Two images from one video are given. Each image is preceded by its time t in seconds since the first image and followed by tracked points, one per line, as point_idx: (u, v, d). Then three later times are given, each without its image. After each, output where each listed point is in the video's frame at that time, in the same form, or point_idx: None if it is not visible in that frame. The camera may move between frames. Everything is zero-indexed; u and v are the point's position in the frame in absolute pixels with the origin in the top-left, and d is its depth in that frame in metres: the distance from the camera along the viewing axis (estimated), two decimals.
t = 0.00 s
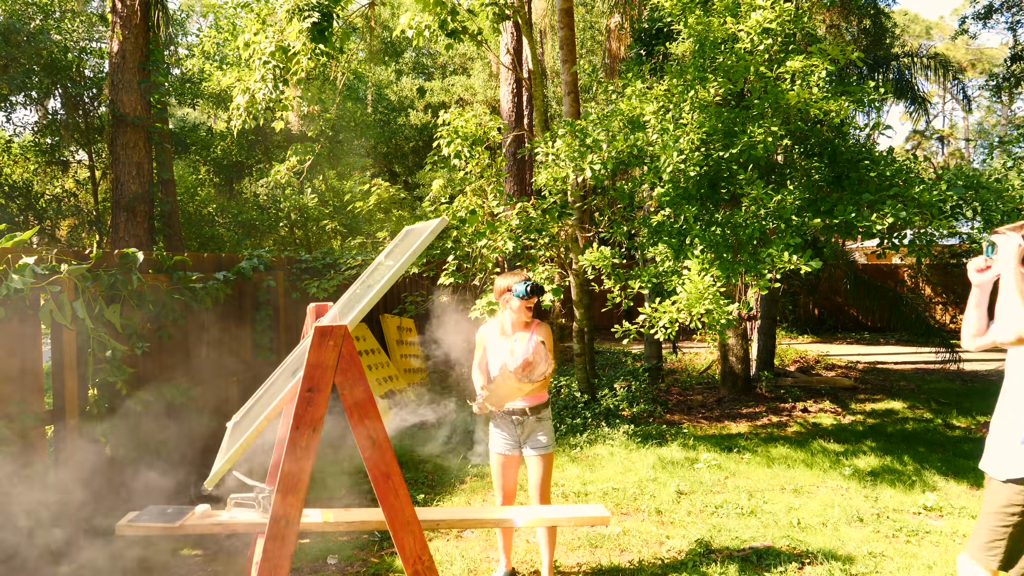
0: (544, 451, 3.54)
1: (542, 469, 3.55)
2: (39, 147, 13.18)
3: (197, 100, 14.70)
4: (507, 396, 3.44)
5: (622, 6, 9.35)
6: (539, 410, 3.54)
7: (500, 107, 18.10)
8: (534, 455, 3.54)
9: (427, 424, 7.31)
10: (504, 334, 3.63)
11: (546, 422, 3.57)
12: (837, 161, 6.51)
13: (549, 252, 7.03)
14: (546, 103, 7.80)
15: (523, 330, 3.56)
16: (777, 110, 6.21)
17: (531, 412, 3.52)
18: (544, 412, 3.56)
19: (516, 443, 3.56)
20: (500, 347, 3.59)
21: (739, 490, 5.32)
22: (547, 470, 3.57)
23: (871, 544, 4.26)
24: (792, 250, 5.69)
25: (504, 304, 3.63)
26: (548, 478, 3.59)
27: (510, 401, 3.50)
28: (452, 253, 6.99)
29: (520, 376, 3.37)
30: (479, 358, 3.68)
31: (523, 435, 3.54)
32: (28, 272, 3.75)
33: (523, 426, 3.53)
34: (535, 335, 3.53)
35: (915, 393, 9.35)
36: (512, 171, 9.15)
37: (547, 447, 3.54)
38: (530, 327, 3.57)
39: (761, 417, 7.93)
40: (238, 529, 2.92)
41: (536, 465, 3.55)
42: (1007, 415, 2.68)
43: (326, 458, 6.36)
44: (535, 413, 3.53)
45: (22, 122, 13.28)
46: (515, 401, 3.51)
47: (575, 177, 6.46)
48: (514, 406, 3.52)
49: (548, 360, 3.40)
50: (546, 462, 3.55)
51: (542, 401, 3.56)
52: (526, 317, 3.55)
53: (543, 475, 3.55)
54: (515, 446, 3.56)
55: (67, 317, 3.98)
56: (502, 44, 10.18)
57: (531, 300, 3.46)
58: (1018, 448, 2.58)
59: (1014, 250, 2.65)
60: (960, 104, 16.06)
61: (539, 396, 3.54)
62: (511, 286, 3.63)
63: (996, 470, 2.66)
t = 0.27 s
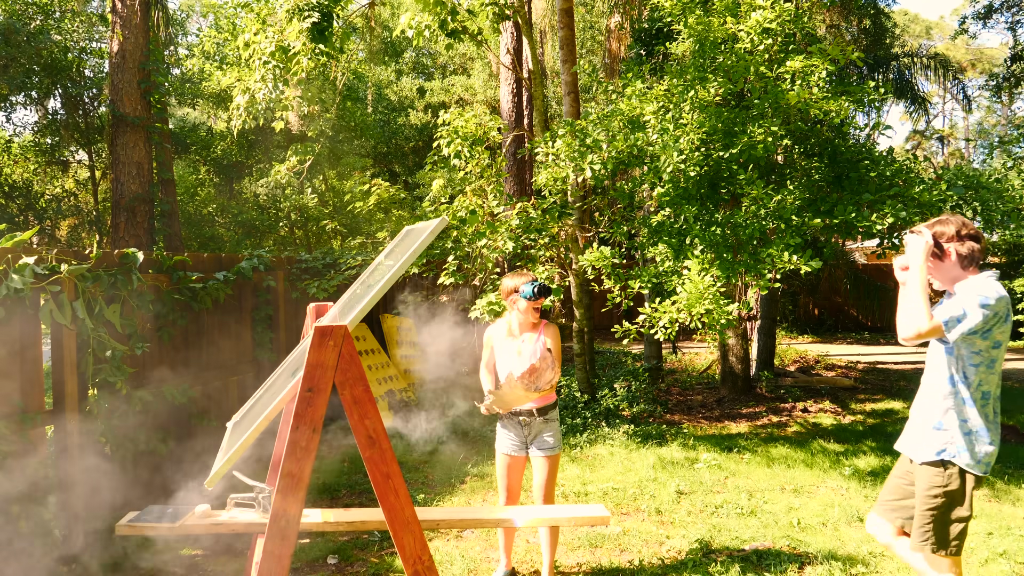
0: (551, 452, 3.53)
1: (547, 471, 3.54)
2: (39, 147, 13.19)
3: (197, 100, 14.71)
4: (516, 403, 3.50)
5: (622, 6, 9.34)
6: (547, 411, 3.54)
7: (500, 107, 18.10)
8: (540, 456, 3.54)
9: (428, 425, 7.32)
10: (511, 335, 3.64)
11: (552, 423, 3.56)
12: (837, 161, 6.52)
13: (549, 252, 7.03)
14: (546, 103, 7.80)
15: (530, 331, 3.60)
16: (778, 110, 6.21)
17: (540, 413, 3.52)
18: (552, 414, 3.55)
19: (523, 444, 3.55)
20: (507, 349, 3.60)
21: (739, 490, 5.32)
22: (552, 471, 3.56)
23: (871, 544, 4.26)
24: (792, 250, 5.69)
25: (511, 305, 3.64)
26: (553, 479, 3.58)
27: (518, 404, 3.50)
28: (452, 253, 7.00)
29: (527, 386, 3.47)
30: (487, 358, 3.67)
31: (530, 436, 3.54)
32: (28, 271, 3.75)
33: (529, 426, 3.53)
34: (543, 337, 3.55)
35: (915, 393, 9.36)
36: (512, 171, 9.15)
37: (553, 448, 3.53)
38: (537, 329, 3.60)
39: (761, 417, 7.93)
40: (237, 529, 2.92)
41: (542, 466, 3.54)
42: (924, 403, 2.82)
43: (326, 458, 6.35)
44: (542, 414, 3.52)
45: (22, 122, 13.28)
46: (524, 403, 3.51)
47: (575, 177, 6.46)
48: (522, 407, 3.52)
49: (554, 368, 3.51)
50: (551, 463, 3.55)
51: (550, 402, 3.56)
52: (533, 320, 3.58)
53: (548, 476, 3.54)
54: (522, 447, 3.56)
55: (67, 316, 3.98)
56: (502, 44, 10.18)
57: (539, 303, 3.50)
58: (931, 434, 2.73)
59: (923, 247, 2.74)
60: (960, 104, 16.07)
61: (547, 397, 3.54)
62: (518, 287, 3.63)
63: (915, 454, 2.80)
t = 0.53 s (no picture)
0: (557, 454, 3.53)
1: (551, 473, 3.54)
2: (39, 147, 13.20)
3: (197, 100, 14.72)
4: (524, 404, 3.43)
5: (622, 5, 9.33)
6: (555, 412, 3.53)
7: (500, 107, 18.09)
8: (547, 457, 3.54)
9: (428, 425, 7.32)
10: (519, 335, 3.65)
11: (559, 425, 3.56)
12: (837, 161, 6.52)
13: (549, 252, 7.03)
14: (546, 103, 7.80)
15: (538, 332, 3.61)
16: (778, 110, 6.21)
17: (547, 414, 3.51)
18: (560, 415, 3.55)
19: (529, 445, 3.56)
20: (516, 351, 3.61)
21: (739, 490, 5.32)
22: (557, 472, 3.56)
23: (871, 544, 4.25)
24: (792, 250, 5.69)
25: (519, 306, 3.64)
26: (557, 480, 3.58)
27: (527, 405, 3.44)
28: (452, 253, 7.01)
29: (538, 387, 3.40)
30: (494, 358, 3.71)
31: (537, 437, 3.54)
32: (28, 271, 3.76)
33: (535, 428, 3.52)
34: (551, 338, 3.56)
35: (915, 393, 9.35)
36: (511, 171, 9.14)
37: (559, 449, 3.53)
38: (546, 329, 3.61)
39: (761, 417, 7.93)
40: (237, 529, 2.91)
41: (547, 468, 3.54)
42: (865, 397, 2.98)
43: (326, 458, 6.35)
44: (548, 415, 3.51)
45: (22, 122, 13.29)
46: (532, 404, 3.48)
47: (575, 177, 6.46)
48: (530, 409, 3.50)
49: (565, 368, 3.46)
50: (556, 465, 3.54)
51: (557, 403, 3.54)
52: (541, 321, 3.59)
53: (552, 478, 3.54)
54: (528, 448, 3.56)
55: (67, 316, 3.98)
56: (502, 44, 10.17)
57: (547, 303, 3.49)
58: (876, 427, 2.89)
59: (854, 255, 2.90)
60: (961, 103, 16.07)
61: (555, 398, 3.52)
62: (527, 287, 3.63)
63: (861, 446, 2.95)
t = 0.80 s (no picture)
0: (562, 454, 3.53)
1: (555, 474, 3.54)
2: (39, 147, 13.20)
3: (197, 100, 14.72)
4: (533, 405, 3.47)
5: (623, 6, 9.33)
6: (561, 412, 3.53)
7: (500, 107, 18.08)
8: (552, 458, 3.54)
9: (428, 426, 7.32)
10: (525, 336, 3.65)
11: (565, 425, 3.56)
12: (837, 161, 6.52)
13: (549, 252, 7.03)
14: (546, 103, 7.80)
15: (544, 332, 3.62)
16: (778, 110, 6.21)
17: (553, 415, 3.51)
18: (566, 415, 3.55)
19: (534, 446, 3.55)
20: (522, 352, 3.61)
21: (739, 490, 5.32)
22: (561, 473, 3.56)
23: (872, 544, 4.25)
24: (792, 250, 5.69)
25: (525, 306, 3.64)
26: (561, 481, 3.58)
27: (534, 406, 3.47)
28: (452, 253, 7.01)
29: (547, 388, 3.43)
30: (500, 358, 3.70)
31: (542, 437, 3.53)
32: (28, 271, 3.76)
33: (541, 428, 3.52)
34: (556, 339, 3.57)
35: (915, 393, 9.35)
36: (512, 171, 9.14)
37: (564, 450, 3.53)
38: (552, 330, 3.61)
39: (761, 417, 7.93)
40: (237, 529, 2.91)
41: (551, 468, 3.54)
42: (805, 386, 2.96)
43: (326, 458, 6.35)
44: (554, 416, 3.52)
45: (22, 122, 13.29)
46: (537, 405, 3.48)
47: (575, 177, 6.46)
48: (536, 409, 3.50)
49: (575, 370, 3.47)
50: (560, 465, 3.54)
51: (563, 403, 3.55)
52: (547, 322, 3.60)
53: (556, 479, 3.54)
54: (532, 448, 3.55)
55: (67, 317, 3.97)
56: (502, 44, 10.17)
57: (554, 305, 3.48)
58: (814, 414, 2.87)
59: (811, 251, 2.93)
60: (961, 103, 16.07)
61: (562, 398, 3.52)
62: (533, 288, 3.64)
63: (798, 433, 2.93)
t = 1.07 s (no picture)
0: (564, 455, 3.53)
1: (557, 474, 3.54)
2: (39, 147, 13.20)
3: (197, 100, 14.73)
4: (539, 407, 3.44)
5: (623, 6, 9.33)
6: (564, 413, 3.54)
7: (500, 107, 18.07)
8: (554, 458, 3.54)
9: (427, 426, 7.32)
10: (530, 337, 3.65)
11: (567, 426, 3.56)
12: (838, 161, 6.52)
13: (549, 252, 7.03)
14: (546, 103, 7.80)
15: (549, 333, 3.62)
16: (778, 109, 6.22)
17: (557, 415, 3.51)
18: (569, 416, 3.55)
19: (536, 446, 3.55)
20: (529, 352, 3.61)
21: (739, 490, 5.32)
22: (563, 473, 3.56)
23: (872, 544, 4.26)
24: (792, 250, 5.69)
25: (531, 307, 3.63)
26: (562, 482, 3.57)
27: (540, 407, 3.45)
28: (452, 253, 7.01)
29: (561, 393, 3.35)
30: (504, 358, 3.69)
31: (545, 437, 3.53)
32: (28, 271, 3.76)
33: (544, 429, 3.52)
34: (562, 340, 3.57)
35: (915, 393, 9.35)
36: (512, 171, 9.14)
37: (567, 451, 3.54)
38: (557, 332, 3.61)
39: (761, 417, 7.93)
40: (237, 529, 2.91)
41: (552, 468, 3.54)
42: (779, 382, 3.03)
43: (326, 458, 6.36)
44: (558, 417, 3.51)
45: (22, 122, 13.30)
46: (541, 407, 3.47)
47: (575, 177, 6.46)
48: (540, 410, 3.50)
49: (589, 374, 3.33)
50: (562, 466, 3.54)
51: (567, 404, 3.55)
52: (553, 323, 3.60)
53: (558, 479, 3.54)
54: (534, 448, 3.56)
55: (67, 316, 3.97)
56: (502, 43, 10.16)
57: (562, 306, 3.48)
58: (795, 407, 2.93)
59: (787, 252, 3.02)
60: (961, 103, 16.06)
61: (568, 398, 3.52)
62: (540, 288, 3.62)
63: (773, 427, 2.98)
